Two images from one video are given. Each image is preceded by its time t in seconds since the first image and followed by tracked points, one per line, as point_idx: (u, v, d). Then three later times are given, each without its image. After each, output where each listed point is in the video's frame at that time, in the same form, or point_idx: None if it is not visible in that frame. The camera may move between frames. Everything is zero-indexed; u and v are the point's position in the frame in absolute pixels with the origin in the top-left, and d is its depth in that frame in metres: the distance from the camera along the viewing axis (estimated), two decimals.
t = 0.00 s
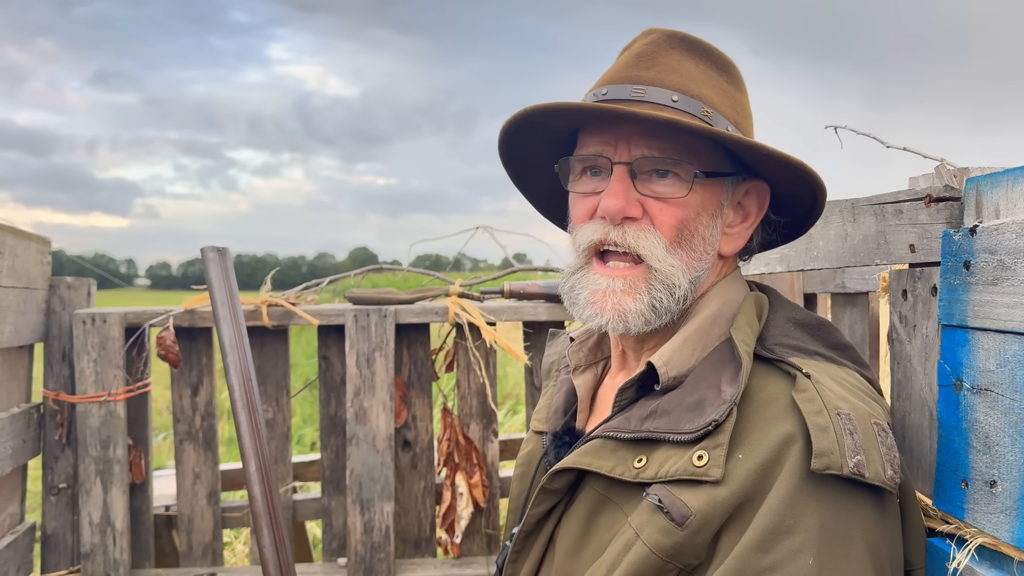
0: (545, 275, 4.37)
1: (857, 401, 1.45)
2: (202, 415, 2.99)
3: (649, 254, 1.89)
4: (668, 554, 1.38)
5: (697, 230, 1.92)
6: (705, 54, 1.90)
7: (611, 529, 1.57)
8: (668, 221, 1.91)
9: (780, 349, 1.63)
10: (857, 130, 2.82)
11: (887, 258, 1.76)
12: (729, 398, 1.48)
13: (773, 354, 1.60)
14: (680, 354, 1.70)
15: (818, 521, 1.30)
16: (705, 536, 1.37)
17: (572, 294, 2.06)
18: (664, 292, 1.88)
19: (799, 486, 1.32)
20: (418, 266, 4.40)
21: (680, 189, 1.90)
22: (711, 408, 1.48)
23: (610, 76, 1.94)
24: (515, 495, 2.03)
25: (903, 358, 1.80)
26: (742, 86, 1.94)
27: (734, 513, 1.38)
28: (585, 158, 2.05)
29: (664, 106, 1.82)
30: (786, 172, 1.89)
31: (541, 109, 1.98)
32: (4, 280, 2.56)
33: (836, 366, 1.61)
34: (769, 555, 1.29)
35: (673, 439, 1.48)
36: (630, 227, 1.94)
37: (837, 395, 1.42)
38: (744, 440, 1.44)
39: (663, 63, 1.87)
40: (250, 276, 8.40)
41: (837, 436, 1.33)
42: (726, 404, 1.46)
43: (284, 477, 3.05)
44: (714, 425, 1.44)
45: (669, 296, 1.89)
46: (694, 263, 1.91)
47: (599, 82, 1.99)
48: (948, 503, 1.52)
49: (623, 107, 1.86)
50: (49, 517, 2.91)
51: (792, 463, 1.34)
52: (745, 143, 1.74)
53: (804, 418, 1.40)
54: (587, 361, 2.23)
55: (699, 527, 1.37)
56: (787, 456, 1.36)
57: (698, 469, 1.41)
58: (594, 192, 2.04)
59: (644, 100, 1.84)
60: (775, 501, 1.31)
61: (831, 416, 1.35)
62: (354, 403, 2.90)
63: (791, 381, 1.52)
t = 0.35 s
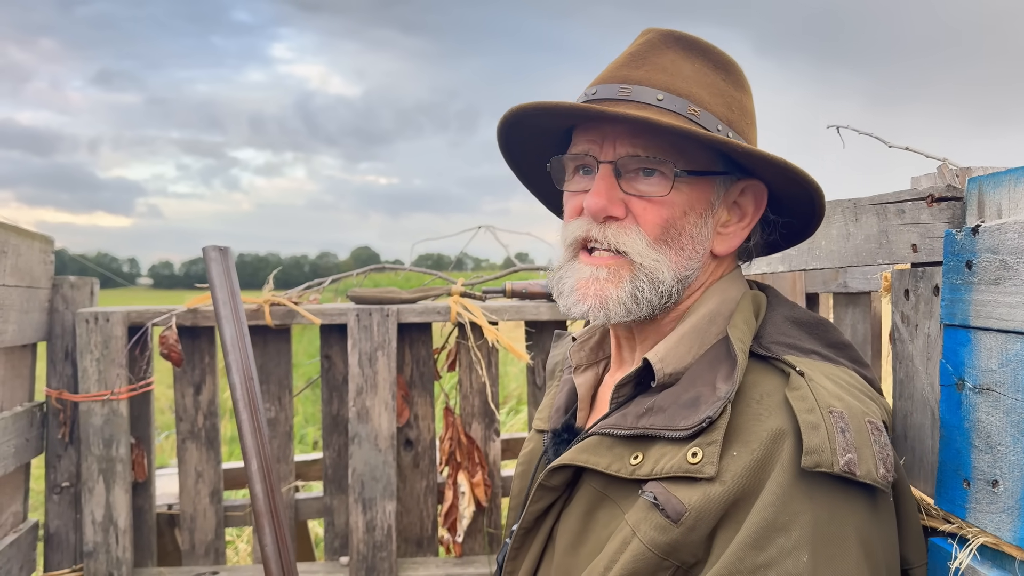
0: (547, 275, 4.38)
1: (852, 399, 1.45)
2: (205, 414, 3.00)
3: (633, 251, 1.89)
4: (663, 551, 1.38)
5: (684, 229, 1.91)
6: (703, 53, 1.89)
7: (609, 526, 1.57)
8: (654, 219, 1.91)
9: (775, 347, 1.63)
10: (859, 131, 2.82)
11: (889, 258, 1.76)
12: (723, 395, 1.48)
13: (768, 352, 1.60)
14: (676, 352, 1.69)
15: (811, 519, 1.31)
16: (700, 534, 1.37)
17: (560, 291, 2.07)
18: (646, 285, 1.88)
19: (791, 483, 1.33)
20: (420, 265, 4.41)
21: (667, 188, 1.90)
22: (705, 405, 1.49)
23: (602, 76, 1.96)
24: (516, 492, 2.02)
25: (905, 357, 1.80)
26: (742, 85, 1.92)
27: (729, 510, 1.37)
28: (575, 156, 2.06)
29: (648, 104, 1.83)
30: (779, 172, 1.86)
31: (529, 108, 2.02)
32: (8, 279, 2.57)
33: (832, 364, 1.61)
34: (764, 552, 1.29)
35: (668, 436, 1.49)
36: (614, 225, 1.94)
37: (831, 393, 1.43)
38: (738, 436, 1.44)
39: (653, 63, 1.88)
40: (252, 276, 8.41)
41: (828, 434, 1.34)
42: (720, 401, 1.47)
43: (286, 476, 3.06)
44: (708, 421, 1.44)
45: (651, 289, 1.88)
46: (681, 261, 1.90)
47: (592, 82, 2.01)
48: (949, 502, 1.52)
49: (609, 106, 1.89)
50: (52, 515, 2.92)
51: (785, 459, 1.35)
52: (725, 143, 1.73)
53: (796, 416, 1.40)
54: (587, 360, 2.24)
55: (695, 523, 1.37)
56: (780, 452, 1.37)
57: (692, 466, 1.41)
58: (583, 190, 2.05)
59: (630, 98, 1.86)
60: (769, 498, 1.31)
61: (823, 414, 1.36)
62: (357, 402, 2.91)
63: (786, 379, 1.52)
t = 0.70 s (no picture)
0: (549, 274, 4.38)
1: (841, 403, 1.42)
2: (207, 414, 3.00)
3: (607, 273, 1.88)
4: (650, 558, 1.38)
5: (659, 245, 1.89)
6: (666, 59, 1.87)
7: (602, 536, 1.57)
8: (626, 238, 1.89)
9: (762, 352, 1.61)
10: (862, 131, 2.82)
11: (892, 257, 1.76)
12: (710, 404, 1.48)
13: (755, 357, 1.58)
14: (665, 360, 1.70)
15: (805, 526, 1.30)
16: (685, 542, 1.37)
17: (541, 316, 2.08)
18: (623, 306, 1.88)
19: (780, 490, 1.33)
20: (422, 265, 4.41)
21: (637, 206, 1.88)
22: (693, 414, 1.48)
23: (565, 92, 1.95)
24: (510, 501, 2.04)
25: (907, 357, 1.80)
26: (711, 88, 1.90)
27: (716, 518, 1.37)
28: (547, 176, 2.04)
29: (613, 123, 1.82)
30: (754, 181, 1.82)
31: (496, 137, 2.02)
32: (10, 279, 2.57)
33: (822, 367, 1.59)
34: (764, 564, 1.28)
35: (657, 446, 1.48)
36: (589, 248, 1.93)
37: (817, 398, 1.41)
38: (725, 445, 1.44)
39: (618, 76, 1.86)
40: (254, 276, 8.42)
41: (816, 441, 1.33)
42: (706, 410, 1.46)
43: (288, 475, 3.06)
44: (694, 432, 1.44)
45: (629, 309, 1.88)
46: (658, 277, 1.88)
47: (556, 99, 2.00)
48: (952, 502, 1.52)
49: (575, 126, 1.89)
50: (54, 514, 2.92)
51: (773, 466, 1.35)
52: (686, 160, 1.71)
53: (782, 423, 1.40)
54: (580, 367, 2.21)
55: (681, 530, 1.37)
56: (767, 460, 1.37)
57: (679, 475, 1.41)
58: (558, 210, 2.04)
59: (593, 117, 1.85)
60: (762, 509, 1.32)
61: (810, 420, 1.35)
62: (359, 401, 2.91)
63: (773, 385, 1.51)
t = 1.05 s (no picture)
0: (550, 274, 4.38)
1: (862, 416, 1.41)
2: (209, 413, 3.00)
3: (660, 278, 1.87)
4: None
5: (703, 248, 1.93)
6: (700, 53, 1.89)
7: (611, 548, 1.57)
8: (679, 241, 1.91)
9: (777, 363, 1.61)
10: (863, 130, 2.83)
11: (894, 256, 1.76)
12: (729, 421, 1.48)
13: (772, 369, 1.59)
14: (677, 371, 1.69)
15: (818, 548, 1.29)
16: (705, 562, 1.38)
17: (574, 322, 2.05)
18: (675, 312, 1.88)
19: (797, 510, 1.32)
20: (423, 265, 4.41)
21: (691, 209, 1.90)
22: (710, 430, 1.48)
23: (607, 82, 1.88)
24: (506, 507, 2.03)
25: (909, 356, 1.80)
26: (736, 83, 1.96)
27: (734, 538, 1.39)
28: (586, 172, 1.99)
29: (675, 119, 1.80)
30: (787, 182, 1.90)
31: (547, 129, 1.89)
32: (12, 278, 2.57)
33: (836, 375, 1.59)
34: None
35: (673, 461, 1.49)
36: (642, 251, 1.91)
37: (841, 413, 1.40)
38: (746, 462, 1.44)
39: (665, 67, 1.84)
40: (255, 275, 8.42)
41: (843, 461, 1.32)
42: (726, 428, 1.46)
43: (290, 475, 3.07)
44: (716, 451, 1.43)
45: (680, 316, 1.88)
46: (702, 281, 1.93)
47: (593, 88, 1.93)
48: (954, 502, 1.51)
49: (631, 119, 1.83)
50: (56, 513, 2.93)
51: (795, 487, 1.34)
52: (763, 165, 1.75)
53: (808, 442, 1.39)
54: (575, 366, 2.23)
55: (700, 553, 1.38)
56: (791, 477, 1.37)
57: (700, 495, 1.41)
58: (596, 209, 2.00)
59: (653, 111, 1.81)
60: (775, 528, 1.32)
61: (836, 439, 1.34)
62: (360, 401, 2.91)
63: (793, 399, 1.51)
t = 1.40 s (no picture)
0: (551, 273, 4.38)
1: (862, 423, 1.40)
2: (210, 412, 3.00)
3: (661, 278, 1.87)
4: None
5: (705, 248, 1.92)
6: (706, 49, 1.88)
7: (607, 553, 1.56)
8: (680, 240, 1.90)
9: (778, 366, 1.60)
10: (866, 129, 2.82)
11: (896, 256, 1.75)
12: (728, 426, 1.46)
13: (773, 374, 1.57)
14: (677, 375, 1.69)
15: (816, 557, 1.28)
16: (700, 569, 1.38)
17: (574, 321, 2.05)
18: (677, 311, 1.85)
19: (793, 518, 1.32)
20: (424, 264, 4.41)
21: (693, 208, 1.88)
22: (709, 436, 1.47)
23: (609, 78, 1.88)
24: (506, 509, 2.03)
25: (911, 356, 1.79)
26: (741, 79, 1.95)
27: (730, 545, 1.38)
28: (587, 170, 1.99)
29: (677, 116, 1.80)
30: (791, 182, 1.89)
31: (547, 125, 1.89)
32: (13, 278, 2.57)
33: (837, 380, 1.58)
34: None
35: (671, 466, 1.48)
36: (642, 250, 1.91)
37: (840, 420, 1.38)
38: (743, 469, 1.43)
39: (668, 64, 1.83)
40: (257, 275, 8.43)
41: (841, 469, 1.30)
42: (725, 434, 1.45)
43: (291, 475, 3.09)
44: (713, 456, 1.43)
45: (683, 317, 1.85)
46: (704, 281, 1.92)
47: (596, 84, 1.92)
48: (956, 502, 1.51)
49: (632, 116, 1.83)
50: (57, 513, 2.92)
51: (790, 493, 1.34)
52: (766, 164, 1.74)
53: (806, 448, 1.37)
54: (576, 367, 2.22)
55: (695, 560, 1.37)
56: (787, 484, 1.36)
57: (696, 501, 1.41)
58: (596, 207, 1.99)
59: (655, 108, 1.80)
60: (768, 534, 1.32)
61: (834, 446, 1.32)
62: (361, 400, 2.91)
63: (793, 404, 1.50)
